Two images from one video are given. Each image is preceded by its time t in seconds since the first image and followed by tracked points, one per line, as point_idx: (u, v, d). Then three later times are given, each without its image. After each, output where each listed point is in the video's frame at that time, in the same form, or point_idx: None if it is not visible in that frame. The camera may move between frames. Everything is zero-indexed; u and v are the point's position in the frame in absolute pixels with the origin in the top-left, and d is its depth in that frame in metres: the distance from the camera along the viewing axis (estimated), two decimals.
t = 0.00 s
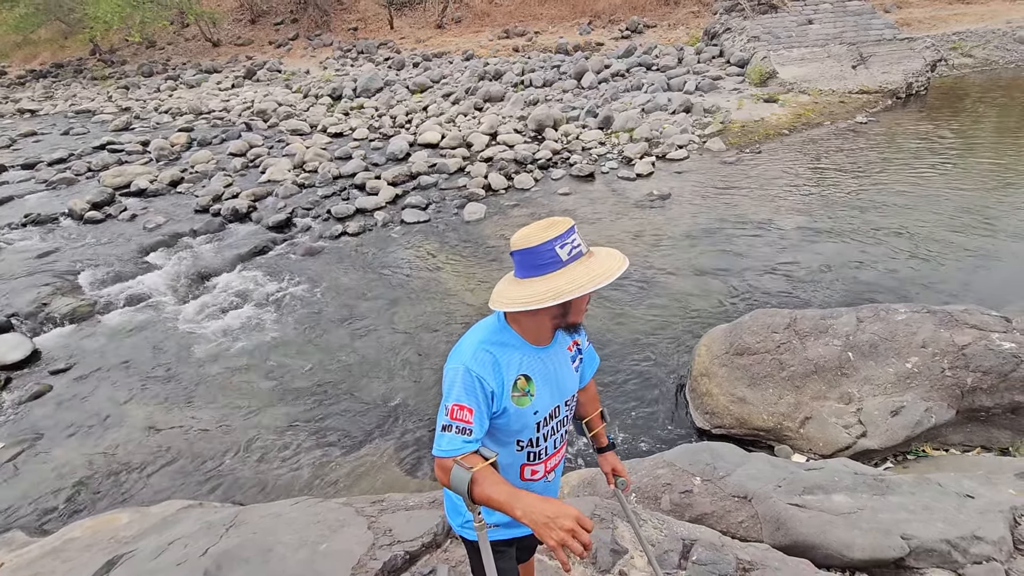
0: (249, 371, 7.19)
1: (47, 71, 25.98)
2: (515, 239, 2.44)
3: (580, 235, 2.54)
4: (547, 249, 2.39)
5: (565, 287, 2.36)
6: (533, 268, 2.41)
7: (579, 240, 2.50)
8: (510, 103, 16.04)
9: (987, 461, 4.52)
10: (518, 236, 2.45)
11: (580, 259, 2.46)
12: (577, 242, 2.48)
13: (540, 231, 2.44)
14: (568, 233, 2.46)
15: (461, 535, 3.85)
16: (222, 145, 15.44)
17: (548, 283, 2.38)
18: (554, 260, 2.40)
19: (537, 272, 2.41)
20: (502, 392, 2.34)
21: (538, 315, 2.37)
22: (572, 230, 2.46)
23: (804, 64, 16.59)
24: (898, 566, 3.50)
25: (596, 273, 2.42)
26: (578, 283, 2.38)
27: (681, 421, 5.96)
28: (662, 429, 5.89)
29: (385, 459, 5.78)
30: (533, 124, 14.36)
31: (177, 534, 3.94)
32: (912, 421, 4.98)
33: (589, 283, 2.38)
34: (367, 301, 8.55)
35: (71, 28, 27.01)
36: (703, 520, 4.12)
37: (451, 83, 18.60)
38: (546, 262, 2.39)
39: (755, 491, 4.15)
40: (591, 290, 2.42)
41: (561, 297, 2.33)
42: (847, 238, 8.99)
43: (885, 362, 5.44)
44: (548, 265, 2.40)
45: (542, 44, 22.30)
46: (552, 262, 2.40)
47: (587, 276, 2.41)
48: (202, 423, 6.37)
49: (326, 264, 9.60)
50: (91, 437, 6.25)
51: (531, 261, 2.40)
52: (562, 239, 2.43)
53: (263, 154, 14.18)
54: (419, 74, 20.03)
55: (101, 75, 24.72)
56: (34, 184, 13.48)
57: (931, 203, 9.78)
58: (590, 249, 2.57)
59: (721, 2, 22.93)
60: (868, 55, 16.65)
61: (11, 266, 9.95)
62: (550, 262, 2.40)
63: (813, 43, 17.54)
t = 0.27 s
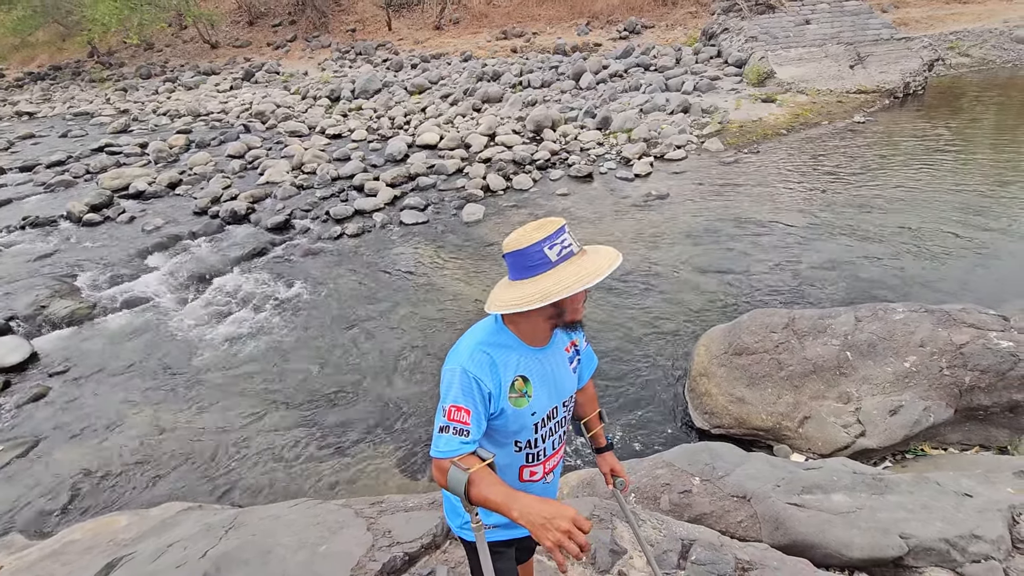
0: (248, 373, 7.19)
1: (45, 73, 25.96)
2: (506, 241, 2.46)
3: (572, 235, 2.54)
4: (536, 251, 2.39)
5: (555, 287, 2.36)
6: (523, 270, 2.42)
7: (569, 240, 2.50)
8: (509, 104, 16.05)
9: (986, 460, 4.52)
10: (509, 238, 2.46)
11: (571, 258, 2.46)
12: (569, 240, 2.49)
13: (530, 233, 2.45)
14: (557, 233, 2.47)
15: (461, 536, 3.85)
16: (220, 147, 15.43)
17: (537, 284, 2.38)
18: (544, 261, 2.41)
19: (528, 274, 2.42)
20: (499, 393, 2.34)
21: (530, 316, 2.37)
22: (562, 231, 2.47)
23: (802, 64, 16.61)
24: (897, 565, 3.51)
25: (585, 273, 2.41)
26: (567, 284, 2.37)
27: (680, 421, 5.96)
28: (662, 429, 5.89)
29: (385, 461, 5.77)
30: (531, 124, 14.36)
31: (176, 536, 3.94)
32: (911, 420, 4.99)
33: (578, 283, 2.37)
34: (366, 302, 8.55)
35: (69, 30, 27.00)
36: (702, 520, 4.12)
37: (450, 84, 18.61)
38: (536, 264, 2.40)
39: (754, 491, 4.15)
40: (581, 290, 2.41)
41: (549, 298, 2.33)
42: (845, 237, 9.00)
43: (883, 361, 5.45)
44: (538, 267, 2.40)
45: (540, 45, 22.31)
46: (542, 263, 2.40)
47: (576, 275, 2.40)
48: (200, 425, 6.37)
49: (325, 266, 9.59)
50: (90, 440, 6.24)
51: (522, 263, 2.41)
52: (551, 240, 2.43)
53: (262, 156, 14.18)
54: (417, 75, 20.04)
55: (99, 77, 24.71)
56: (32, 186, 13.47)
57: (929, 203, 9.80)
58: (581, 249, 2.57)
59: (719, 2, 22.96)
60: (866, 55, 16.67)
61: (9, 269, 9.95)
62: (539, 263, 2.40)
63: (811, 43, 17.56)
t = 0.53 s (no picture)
0: (247, 374, 7.19)
1: (43, 74, 25.96)
2: (497, 243, 2.55)
3: (559, 234, 2.49)
4: (513, 248, 2.44)
5: (519, 283, 2.35)
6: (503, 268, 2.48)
7: (552, 237, 2.46)
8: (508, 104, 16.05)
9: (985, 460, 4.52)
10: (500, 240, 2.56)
11: (549, 257, 2.41)
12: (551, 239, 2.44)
13: (515, 233, 2.51)
14: (537, 232, 2.46)
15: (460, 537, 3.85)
16: (220, 148, 15.43)
17: (511, 280, 2.41)
18: (520, 258, 2.43)
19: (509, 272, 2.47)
20: (498, 394, 2.34)
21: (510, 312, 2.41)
22: (542, 230, 2.46)
23: (801, 64, 16.62)
24: (897, 565, 3.50)
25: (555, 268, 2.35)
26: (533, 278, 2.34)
27: (680, 421, 5.96)
28: (661, 429, 5.89)
29: (384, 461, 5.77)
30: (531, 124, 14.37)
31: (176, 537, 3.94)
32: (910, 419, 4.99)
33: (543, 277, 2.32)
34: (365, 303, 8.55)
35: (68, 31, 26.99)
36: (702, 520, 4.12)
37: (449, 85, 18.61)
38: (512, 261, 2.45)
39: (754, 491, 4.15)
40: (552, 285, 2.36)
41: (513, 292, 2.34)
42: (844, 237, 9.01)
43: (883, 361, 5.45)
44: (514, 264, 2.45)
45: (540, 45, 22.32)
46: (518, 261, 2.43)
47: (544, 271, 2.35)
48: (200, 426, 6.36)
49: (324, 266, 9.60)
50: (90, 441, 6.24)
51: (502, 261, 2.48)
52: (529, 239, 2.44)
53: (261, 157, 14.18)
54: (416, 75, 20.04)
55: (99, 78, 24.70)
56: (32, 187, 13.46)
57: (928, 202, 9.81)
58: (570, 248, 2.49)
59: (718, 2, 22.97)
60: (865, 54, 16.67)
61: (9, 270, 9.94)
62: (515, 261, 2.44)
63: (810, 43, 17.57)
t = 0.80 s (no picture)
0: (248, 374, 7.19)
1: (44, 75, 25.98)
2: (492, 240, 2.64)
3: (532, 229, 2.42)
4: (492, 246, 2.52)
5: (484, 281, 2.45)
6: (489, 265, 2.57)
7: (522, 233, 2.41)
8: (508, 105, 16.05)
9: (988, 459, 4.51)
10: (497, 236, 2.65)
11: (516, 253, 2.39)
12: (520, 235, 2.41)
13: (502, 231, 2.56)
14: (512, 230, 2.46)
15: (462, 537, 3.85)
16: (220, 148, 15.44)
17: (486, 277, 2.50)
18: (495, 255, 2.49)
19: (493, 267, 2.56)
20: (499, 394, 2.34)
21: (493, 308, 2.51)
22: (515, 226, 2.45)
23: (801, 64, 16.61)
24: (899, 565, 3.50)
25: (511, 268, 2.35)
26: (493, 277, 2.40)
27: (681, 421, 5.96)
28: (662, 430, 5.89)
29: (386, 462, 5.77)
30: (531, 125, 14.37)
31: (177, 537, 3.94)
32: (912, 419, 4.98)
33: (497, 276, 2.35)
34: (366, 303, 8.54)
35: (69, 32, 27.01)
36: (703, 520, 4.12)
37: (449, 85, 18.61)
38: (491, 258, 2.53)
39: (756, 491, 4.15)
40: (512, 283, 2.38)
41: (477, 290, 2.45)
42: (845, 237, 9.01)
43: (884, 361, 5.45)
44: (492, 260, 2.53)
45: (540, 45, 22.32)
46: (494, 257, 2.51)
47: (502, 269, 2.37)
48: (201, 427, 6.36)
49: (325, 267, 9.60)
50: (91, 442, 6.24)
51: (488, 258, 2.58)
52: (504, 237, 2.47)
53: (262, 157, 14.19)
54: (416, 76, 20.05)
55: (99, 79, 24.71)
56: (33, 188, 13.47)
57: (929, 202, 9.80)
58: (541, 243, 2.39)
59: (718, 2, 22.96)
60: (866, 54, 16.65)
61: (9, 271, 9.94)
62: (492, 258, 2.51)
63: (810, 43, 17.57)
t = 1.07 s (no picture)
0: (249, 374, 7.18)
1: (45, 76, 26.01)
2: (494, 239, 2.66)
3: (529, 225, 2.41)
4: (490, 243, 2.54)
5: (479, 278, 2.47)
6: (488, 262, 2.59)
7: (517, 230, 2.41)
8: (509, 105, 16.05)
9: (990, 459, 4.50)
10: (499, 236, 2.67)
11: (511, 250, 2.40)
12: (514, 232, 2.41)
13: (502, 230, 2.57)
14: (510, 227, 2.47)
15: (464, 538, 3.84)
16: (221, 148, 15.44)
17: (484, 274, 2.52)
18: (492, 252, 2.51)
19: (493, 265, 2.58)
20: (497, 393, 2.33)
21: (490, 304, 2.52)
22: (512, 223, 2.45)
23: (802, 63, 16.60)
24: (901, 565, 3.49)
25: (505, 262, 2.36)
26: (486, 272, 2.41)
27: (682, 421, 5.95)
28: (664, 429, 5.88)
29: (386, 462, 5.77)
30: (531, 125, 14.37)
31: (178, 538, 3.94)
32: (914, 419, 4.97)
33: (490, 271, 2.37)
34: (366, 303, 8.54)
35: (70, 33, 27.03)
36: (705, 520, 4.11)
37: (450, 85, 18.61)
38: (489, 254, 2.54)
39: (757, 490, 4.14)
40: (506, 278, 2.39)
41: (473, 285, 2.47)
42: (846, 236, 9.00)
43: (886, 360, 5.44)
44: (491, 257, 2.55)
45: (540, 45, 22.31)
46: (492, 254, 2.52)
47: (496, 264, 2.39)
48: (202, 427, 6.36)
49: (326, 267, 9.60)
50: (92, 442, 6.24)
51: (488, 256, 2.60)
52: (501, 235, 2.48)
53: (262, 158, 14.20)
54: (417, 76, 20.05)
55: (100, 80, 24.72)
56: (33, 189, 13.48)
57: (929, 201, 9.79)
58: (536, 239, 2.39)
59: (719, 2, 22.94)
60: (866, 53, 16.63)
61: (10, 271, 9.94)
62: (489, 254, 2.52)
63: (810, 42, 17.55)
